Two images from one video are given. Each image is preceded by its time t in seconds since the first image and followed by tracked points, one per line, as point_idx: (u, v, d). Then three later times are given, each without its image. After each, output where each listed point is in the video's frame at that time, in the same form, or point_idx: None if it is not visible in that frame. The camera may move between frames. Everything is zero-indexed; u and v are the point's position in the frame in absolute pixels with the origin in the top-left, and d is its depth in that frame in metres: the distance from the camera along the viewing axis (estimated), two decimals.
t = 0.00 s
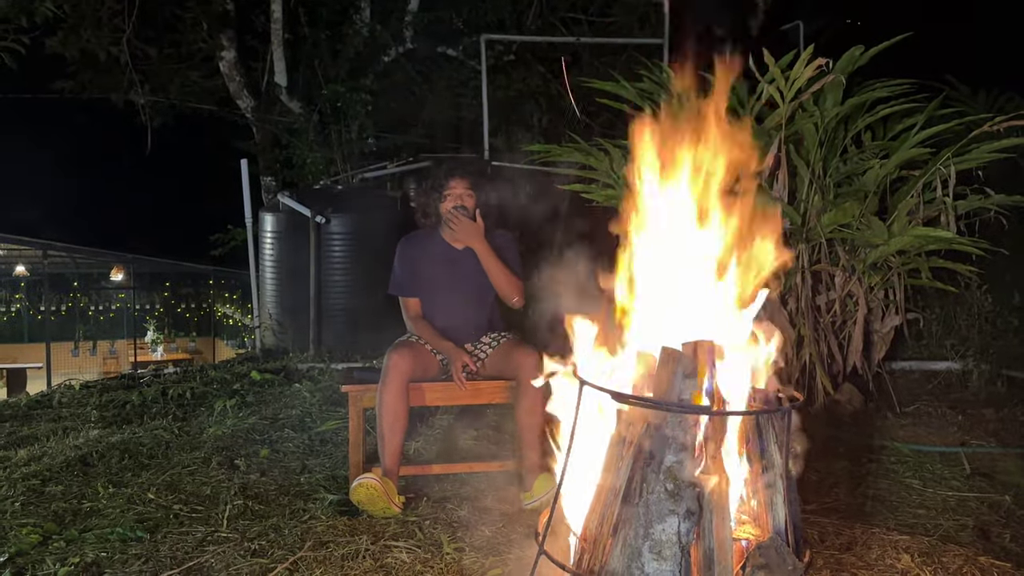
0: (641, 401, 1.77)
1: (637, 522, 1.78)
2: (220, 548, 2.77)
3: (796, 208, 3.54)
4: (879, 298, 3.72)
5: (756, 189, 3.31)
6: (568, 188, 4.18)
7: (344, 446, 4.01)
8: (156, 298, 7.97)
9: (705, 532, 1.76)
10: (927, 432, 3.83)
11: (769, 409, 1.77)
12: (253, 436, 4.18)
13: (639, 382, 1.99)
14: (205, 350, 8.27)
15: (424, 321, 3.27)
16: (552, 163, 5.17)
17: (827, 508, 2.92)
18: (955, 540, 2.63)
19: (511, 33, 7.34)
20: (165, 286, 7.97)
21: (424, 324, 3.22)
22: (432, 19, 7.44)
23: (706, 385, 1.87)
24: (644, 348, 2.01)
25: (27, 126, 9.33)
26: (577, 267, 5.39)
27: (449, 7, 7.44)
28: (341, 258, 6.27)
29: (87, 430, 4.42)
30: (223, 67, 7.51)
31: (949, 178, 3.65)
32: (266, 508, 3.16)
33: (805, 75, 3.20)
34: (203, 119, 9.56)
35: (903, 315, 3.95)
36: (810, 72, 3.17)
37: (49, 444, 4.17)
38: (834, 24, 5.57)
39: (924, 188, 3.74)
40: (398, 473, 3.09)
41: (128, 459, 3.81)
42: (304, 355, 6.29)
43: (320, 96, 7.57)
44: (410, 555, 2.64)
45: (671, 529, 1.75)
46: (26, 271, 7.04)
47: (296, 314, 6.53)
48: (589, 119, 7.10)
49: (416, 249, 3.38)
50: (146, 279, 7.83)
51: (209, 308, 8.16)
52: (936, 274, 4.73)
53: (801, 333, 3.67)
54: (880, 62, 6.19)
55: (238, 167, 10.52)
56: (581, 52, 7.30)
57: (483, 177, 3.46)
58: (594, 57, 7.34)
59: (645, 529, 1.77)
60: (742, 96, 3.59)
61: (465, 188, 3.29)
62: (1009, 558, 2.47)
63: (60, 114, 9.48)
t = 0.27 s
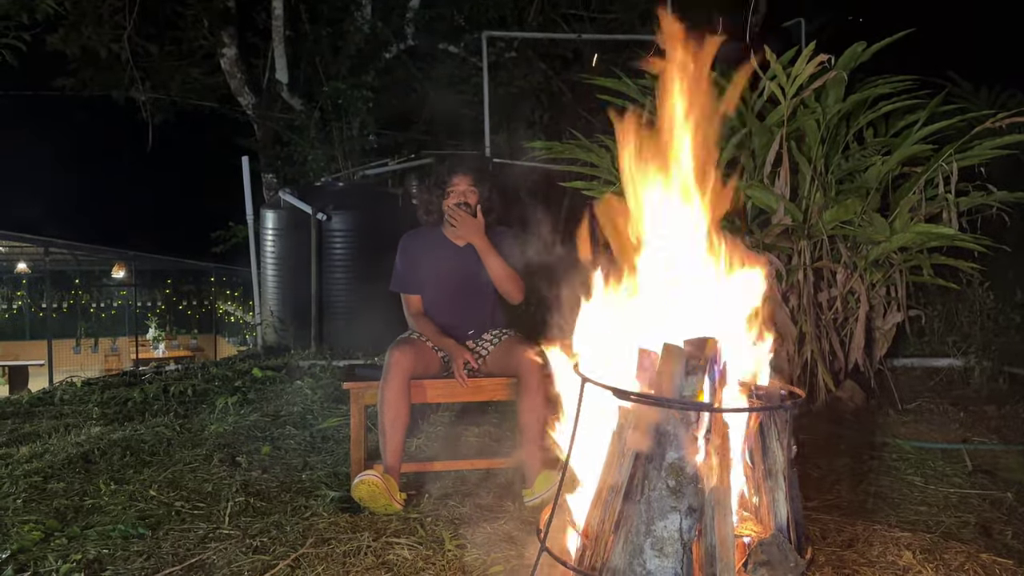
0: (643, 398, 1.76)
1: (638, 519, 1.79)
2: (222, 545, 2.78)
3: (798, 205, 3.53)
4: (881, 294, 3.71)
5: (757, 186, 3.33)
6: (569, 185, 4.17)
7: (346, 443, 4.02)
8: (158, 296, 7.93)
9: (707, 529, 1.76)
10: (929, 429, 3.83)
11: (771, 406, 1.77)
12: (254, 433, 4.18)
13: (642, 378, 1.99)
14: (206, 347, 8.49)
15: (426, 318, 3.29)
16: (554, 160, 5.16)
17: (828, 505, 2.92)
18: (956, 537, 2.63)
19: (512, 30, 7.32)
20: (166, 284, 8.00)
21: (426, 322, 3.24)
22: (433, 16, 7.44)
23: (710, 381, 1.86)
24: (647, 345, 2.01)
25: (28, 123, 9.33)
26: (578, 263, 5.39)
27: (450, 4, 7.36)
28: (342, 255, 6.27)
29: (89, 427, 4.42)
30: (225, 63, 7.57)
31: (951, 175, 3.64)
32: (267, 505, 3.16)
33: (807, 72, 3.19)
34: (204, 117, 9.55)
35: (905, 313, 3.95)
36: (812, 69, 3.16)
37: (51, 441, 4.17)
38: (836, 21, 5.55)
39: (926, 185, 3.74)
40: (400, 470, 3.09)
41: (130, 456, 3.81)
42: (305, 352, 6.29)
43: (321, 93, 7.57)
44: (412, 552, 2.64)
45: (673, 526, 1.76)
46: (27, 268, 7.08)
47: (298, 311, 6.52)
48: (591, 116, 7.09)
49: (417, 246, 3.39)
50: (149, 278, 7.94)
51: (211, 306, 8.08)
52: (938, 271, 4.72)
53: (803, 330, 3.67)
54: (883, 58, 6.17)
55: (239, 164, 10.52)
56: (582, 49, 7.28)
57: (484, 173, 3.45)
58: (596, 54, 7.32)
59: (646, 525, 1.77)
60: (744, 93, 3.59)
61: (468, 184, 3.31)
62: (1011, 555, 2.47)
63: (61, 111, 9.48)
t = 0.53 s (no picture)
0: (645, 393, 1.76)
1: (639, 514, 1.79)
2: (223, 541, 2.78)
3: (799, 201, 3.52)
4: (882, 291, 3.71)
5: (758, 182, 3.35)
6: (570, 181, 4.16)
7: (347, 440, 4.02)
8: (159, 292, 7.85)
9: (708, 524, 1.76)
10: (930, 425, 3.83)
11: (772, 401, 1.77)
12: (256, 430, 4.18)
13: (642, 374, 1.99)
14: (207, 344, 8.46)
15: (427, 315, 3.29)
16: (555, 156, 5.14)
17: (829, 501, 2.92)
18: (957, 533, 2.63)
19: (513, 26, 7.30)
20: (167, 281, 7.92)
21: (428, 318, 3.24)
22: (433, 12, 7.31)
23: (710, 377, 1.87)
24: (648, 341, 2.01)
25: (29, 120, 9.33)
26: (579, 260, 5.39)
27: None
28: (343, 252, 6.27)
29: (90, 424, 4.43)
30: (225, 60, 7.53)
31: (953, 171, 3.63)
32: (269, 502, 3.16)
33: (809, 67, 3.18)
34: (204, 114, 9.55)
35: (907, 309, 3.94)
36: (813, 64, 3.15)
37: (52, 438, 4.17)
38: (838, 17, 5.54)
39: (928, 181, 3.73)
40: (401, 466, 3.09)
41: (131, 452, 3.82)
42: (306, 349, 6.30)
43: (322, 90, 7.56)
44: (413, 548, 2.64)
45: (674, 522, 1.76)
46: (27, 266, 6.99)
47: (299, 308, 6.52)
48: (592, 113, 7.08)
49: (417, 243, 3.38)
50: (149, 274, 7.77)
51: (212, 302, 8.12)
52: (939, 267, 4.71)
53: (804, 327, 3.67)
54: (885, 54, 6.15)
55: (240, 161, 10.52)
56: (583, 45, 7.26)
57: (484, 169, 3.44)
58: (597, 50, 7.30)
59: (647, 521, 1.77)
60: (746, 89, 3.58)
61: (465, 181, 3.29)
62: (1012, 551, 2.47)
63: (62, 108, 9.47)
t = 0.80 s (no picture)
0: (646, 389, 1.76)
1: (640, 510, 1.79)
2: (225, 537, 2.78)
3: (800, 197, 3.51)
4: (883, 287, 3.71)
5: (758, 177, 3.34)
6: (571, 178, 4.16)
7: (348, 436, 4.02)
8: (160, 289, 8.08)
9: (709, 520, 1.76)
10: (931, 421, 3.83)
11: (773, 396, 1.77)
12: (257, 426, 4.19)
13: (644, 370, 1.99)
14: (207, 340, 8.52)
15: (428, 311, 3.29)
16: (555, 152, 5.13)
17: (830, 497, 2.93)
18: (958, 528, 2.63)
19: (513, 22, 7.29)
20: (167, 277, 8.02)
21: (428, 314, 3.24)
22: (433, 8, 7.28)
23: (711, 372, 1.87)
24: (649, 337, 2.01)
25: (29, 117, 9.32)
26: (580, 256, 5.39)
27: None
28: (344, 249, 6.27)
29: (91, 420, 4.43)
30: (226, 57, 7.55)
31: (954, 167, 3.62)
32: (270, 498, 3.16)
33: (810, 63, 3.17)
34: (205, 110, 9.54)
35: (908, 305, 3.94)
36: (814, 59, 3.13)
37: (53, 434, 4.18)
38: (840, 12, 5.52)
39: (928, 177, 3.73)
40: (402, 462, 3.10)
41: (132, 449, 3.82)
42: (307, 346, 6.30)
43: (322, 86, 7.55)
44: (414, 544, 2.65)
45: (675, 517, 1.76)
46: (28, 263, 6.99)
47: (299, 305, 6.52)
48: (593, 109, 7.07)
49: (418, 239, 3.37)
50: (150, 271, 7.92)
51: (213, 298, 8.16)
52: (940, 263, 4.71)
53: (805, 323, 3.67)
54: (887, 50, 6.14)
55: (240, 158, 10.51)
56: (584, 41, 7.24)
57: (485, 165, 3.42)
58: (598, 46, 7.28)
59: (648, 517, 1.77)
60: (747, 85, 3.57)
61: (464, 176, 3.25)
62: (1013, 547, 2.47)
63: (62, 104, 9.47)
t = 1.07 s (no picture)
0: (647, 385, 1.76)
1: (642, 506, 1.79)
2: (226, 533, 2.79)
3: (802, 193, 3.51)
4: (884, 283, 3.71)
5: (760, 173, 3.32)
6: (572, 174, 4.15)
7: (349, 433, 4.02)
8: (161, 286, 7.90)
9: (710, 516, 1.77)
10: (932, 418, 3.83)
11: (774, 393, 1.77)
12: (258, 423, 4.19)
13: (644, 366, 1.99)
14: (207, 337, 8.39)
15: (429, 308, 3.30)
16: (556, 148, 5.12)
17: (831, 493, 2.93)
18: (959, 524, 2.63)
19: (514, 18, 7.27)
20: (168, 274, 7.90)
21: (429, 311, 3.24)
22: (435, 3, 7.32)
23: (710, 369, 1.87)
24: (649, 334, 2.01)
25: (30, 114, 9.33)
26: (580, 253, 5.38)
27: None
28: (344, 245, 6.27)
29: (92, 417, 4.43)
30: (226, 54, 7.47)
31: (956, 163, 3.61)
32: (271, 494, 3.17)
33: (811, 59, 3.16)
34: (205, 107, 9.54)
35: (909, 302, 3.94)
36: (816, 55, 3.12)
37: (54, 431, 4.18)
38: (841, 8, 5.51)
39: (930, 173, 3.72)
40: (403, 459, 3.10)
41: (133, 446, 3.82)
42: (308, 342, 6.30)
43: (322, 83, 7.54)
44: (415, 540, 2.65)
45: (676, 513, 1.76)
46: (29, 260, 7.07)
47: (300, 301, 6.52)
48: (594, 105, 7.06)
49: (418, 237, 3.38)
50: (151, 267, 7.77)
51: (214, 296, 8.11)
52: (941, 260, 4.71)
53: (806, 319, 3.67)
54: (888, 46, 6.13)
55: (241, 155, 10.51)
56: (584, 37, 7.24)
57: (484, 161, 3.41)
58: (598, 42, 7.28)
59: (650, 513, 1.78)
60: (748, 81, 3.57)
61: (461, 174, 3.24)
62: (1014, 543, 2.47)
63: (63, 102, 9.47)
